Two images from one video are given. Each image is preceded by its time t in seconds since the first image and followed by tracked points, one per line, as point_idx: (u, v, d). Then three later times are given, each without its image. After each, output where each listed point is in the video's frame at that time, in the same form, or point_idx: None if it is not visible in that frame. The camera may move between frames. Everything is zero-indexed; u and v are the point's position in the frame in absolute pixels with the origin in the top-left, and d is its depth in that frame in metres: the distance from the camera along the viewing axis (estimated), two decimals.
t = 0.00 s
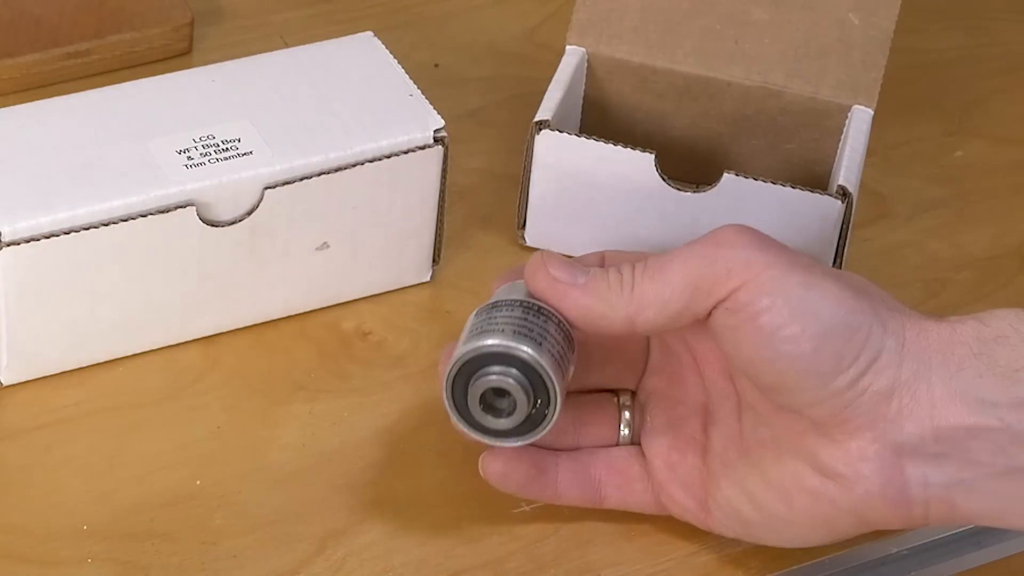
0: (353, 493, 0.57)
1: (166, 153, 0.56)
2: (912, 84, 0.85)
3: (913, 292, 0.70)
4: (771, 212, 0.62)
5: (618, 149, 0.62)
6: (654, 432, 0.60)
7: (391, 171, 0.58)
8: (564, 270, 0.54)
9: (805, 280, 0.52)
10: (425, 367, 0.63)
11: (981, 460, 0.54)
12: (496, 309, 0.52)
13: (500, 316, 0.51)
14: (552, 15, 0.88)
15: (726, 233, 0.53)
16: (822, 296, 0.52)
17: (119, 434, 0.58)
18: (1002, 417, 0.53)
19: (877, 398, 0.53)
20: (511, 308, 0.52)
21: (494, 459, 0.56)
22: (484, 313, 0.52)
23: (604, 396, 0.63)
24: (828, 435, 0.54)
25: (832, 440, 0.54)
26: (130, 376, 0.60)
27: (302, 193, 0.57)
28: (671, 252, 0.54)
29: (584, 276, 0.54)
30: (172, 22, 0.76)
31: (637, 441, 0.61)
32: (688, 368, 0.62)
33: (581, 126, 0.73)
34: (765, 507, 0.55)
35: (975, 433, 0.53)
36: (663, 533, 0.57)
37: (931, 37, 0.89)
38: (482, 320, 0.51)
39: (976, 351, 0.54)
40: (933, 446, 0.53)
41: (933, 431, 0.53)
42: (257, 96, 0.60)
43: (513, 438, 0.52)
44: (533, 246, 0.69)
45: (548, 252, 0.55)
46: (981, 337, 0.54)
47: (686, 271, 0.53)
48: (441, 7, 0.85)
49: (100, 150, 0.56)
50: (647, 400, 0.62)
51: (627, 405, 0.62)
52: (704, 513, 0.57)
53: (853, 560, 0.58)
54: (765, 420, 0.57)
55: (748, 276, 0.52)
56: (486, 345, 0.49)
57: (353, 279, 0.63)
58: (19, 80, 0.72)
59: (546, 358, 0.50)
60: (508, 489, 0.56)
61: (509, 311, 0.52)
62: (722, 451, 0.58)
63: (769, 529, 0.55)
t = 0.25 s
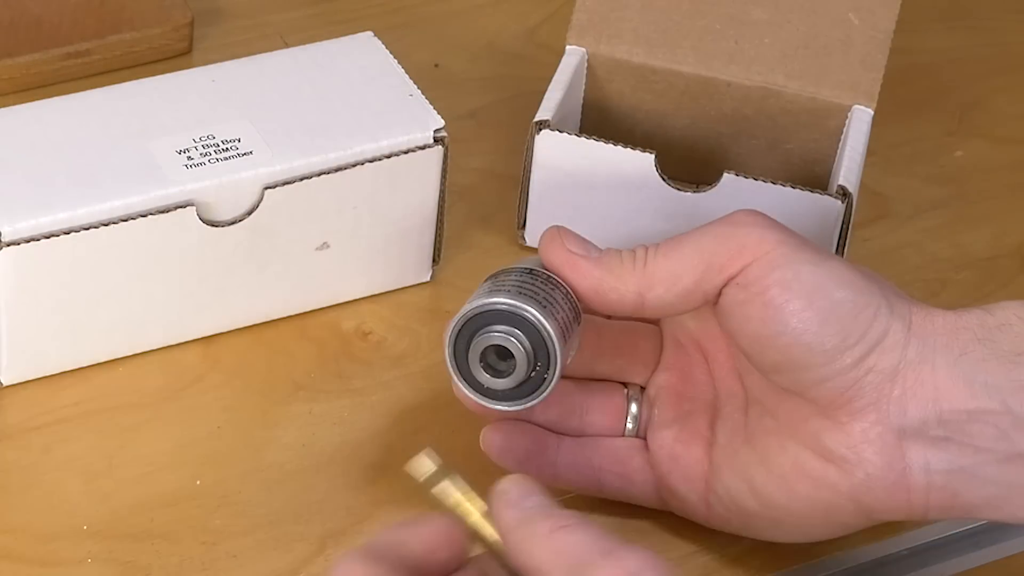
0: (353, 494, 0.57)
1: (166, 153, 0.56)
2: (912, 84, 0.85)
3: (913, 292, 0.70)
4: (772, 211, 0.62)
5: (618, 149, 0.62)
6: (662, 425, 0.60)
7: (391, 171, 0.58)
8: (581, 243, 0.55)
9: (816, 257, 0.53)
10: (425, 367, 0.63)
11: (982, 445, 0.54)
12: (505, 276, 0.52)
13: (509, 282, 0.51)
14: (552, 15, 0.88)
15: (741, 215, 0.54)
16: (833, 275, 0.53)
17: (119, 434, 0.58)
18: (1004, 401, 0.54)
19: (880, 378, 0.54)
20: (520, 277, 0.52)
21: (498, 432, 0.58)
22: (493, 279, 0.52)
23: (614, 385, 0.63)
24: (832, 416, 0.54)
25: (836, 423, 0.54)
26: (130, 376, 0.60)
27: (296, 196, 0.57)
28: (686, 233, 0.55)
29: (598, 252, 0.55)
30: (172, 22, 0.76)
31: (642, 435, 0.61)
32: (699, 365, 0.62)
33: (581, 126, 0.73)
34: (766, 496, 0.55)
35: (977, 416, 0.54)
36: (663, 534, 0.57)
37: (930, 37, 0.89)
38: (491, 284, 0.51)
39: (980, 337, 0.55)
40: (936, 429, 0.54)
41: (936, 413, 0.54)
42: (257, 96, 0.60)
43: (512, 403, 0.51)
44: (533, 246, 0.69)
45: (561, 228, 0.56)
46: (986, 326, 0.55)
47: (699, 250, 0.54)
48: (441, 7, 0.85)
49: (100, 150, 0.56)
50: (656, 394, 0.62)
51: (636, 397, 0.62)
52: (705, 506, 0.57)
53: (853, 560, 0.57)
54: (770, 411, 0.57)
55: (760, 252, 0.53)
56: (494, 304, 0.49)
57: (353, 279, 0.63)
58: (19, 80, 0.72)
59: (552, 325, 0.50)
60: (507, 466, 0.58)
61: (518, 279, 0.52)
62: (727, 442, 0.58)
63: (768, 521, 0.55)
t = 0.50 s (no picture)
0: (353, 494, 0.57)
1: (166, 153, 0.56)
2: (912, 84, 0.85)
3: (913, 292, 0.70)
4: (771, 211, 0.62)
5: (618, 149, 0.62)
6: (663, 429, 0.60)
7: (391, 171, 0.58)
8: (582, 249, 0.55)
9: (818, 262, 0.53)
10: (425, 367, 0.63)
11: (985, 450, 0.54)
12: (504, 283, 0.52)
13: (509, 288, 0.51)
14: (552, 15, 0.88)
15: (743, 220, 0.54)
16: (835, 279, 0.52)
17: (119, 434, 0.58)
18: (1007, 407, 0.53)
19: (883, 384, 0.53)
20: (520, 283, 0.52)
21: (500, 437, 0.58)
22: (493, 286, 0.52)
23: (616, 388, 0.63)
24: (834, 421, 0.54)
25: (838, 428, 0.54)
26: (130, 376, 0.60)
27: (300, 195, 0.57)
28: (686, 237, 0.55)
29: (599, 257, 0.55)
30: (172, 22, 0.76)
31: (644, 438, 0.62)
32: (701, 368, 0.62)
33: (581, 126, 0.73)
34: (767, 499, 0.55)
35: (979, 421, 0.53)
36: (663, 534, 0.57)
37: (930, 37, 0.89)
38: (492, 290, 0.51)
39: (982, 341, 0.54)
40: (938, 435, 0.53)
41: (939, 419, 0.53)
42: (257, 95, 0.60)
43: (513, 410, 0.51)
44: (533, 246, 0.69)
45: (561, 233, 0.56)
46: (988, 330, 0.55)
47: (701, 255, 0.54)
48: (441, 7, 0.85)
49: (100, 150, 0.56)
50: (658, 397, 0.62)
51: (638, 400, 0.62)
52: (706, 510, 0.57)
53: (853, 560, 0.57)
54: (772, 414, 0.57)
55: (762, 257, 0.53)
56: (494, 309, 0.49)
57: (353, 279, 0.63)
58: (19, 80, 0.72)
59: (553, 331, 0.49)
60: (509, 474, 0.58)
61: (519, 285, 0.51)
62: (729, 446, 0.58)
63: (770, 524, 0.55)
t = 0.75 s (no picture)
0: (353, 494, 0.57)
1: (166, 153, 0.56)
2: (912, 84, 0.85)
3: (913, 292, 0.70)
4: (772, 211, 0.62)
5: (618, 149, 0.62)
6: (664, 432, 0.60)
7: (391, 171, 0.58)
8: (580, 259, 0.54)
9: (817, 267, 0.53)
10: (425, 368, 0.63)
11: (987, 455, 0.53)
12: (503, 295, 0.52)
13: (507, 301, 0.51)
14: (552, 15, 0.88)
15: (741, 226, 0.54)
16: (834, 285, 0.52)
17: (119, 434, 0.58)
18: (1008, 411, 0.53)
19: (885, 390, 0.53)
20: (519, 296, 0.52)
21: (498, 444, 0.58)
22: (491, 298, 0.52)
23: (617, 393, 0.63)
24: (835, 427, 0.54)
25: (839, 434, 0.54)
26: (130, 376, 0.60)
27: (301, 194, 0.57)
28: (684, 245, 0.55)
29: (597, 266, 0.55)
30: (172, 22, 0.76)
31: (644, 441, 0.62)
32: (702, 372, 0.63)
33: (581, 126, 0.73)
34: (769, 504, 0.55)
35: (980, 425, 0.53)
36: (663, 535, 0.57)
37: (930, 37, 0.89)
38: (490, 303, 0.51)
39: (982, 345, 0.54)
40: (939, 440, 0.53)
41: (940, 424, 0.53)
42: (256, 95, 0.60)
43: (511, 423, 0.52)
44: (533, 246, 0.69)
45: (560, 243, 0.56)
46: (989, 334, 0.55)
47: (700, 261, 0.54)
48: (441, 7, 0.85)
49: (100, 151, 0.56)
50: (658, 400, 0.62)
51: (638, 405, 0.63)
52: (707, 514, 0.57)
53: (853, 560, 0.57)
54: (773, 418, 0.57)
55: (760, 264, 0.52)
56: (491, 325, 0.49)
57: (353, 279, 0.63)
58: (19, 80, 0.72)
59: (550, 346, 0.49)
60: (509, 480, 0.58)
61: (517, 297, 0.52)
62: (730, 451, 0.58)
63: (773, 530, 0.55)
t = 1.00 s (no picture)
0: (353, 493, 0.57)
1: (166, 153, 0.56)
2: (912, 84, 0.85)
3: (913, 292, 0.70)
4: (771, 211, 0.62)
5: (618, 149, 0.62)
6: (662, 434, 0.60)
7: (391, 171, 0.58)
8: (575, 263, 0.54)
9: (814, 270, 0.52)
10: (425, 368, 0.63)
11: (986, 456, 0.54)
12: (499, 301, 0.52)
13: (503, 307, 0.51)
14: (552, 15, 0.88)
15: (738, 228, 0.53)
16: (831, 288, 0.52)
17: (119, 434, 0.58)
18: (1007, 412, 0.53)
19: (883, 391, 0.53)
20: (513, 301, 0.52)
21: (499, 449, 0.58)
22: (486, 304, 0.52)
23: (616, 394, 0.63)
24: (834, 429, 0.54)
25: (838, 436, 0.54)
26: (130, 376, 0.60)
27: (300, 194, 0.57)
28: (681, 246, 0.55)
29: (593, 270, 0.55)
30: (172, 22, 0.76)
31: (644, 442, 0.62)
32: (700, 373, 0.63)
33: (581, 126, 0.73)
34: (769, 505, 0.55)
35: (980, 427, 0.53)
36: (663, 535, 0.57)
37: (930, 37, 0.89)
38: (486, 310, 0.51)
39: (981, 346, 0.54)
40: (939, 441, 0.53)
41: (939, 425, 0.53)
42: (256, 95, 0.60)
43: (506, 429, 0.52)
44: (533, 246, 0.69)
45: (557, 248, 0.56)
46: (987, 334, 0.55)
47: (697, 264, 0.53)
48: (441, 7, 0.85)
49: (100, 151, 0.56)
50: (657, 401, 0.62)
51: (636, 406, 0.63)
52: (707, 514, 0.57)
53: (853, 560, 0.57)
54: (772, 419, 0.57)
55: (758, 267, 0.52)
56: (487, 334, 0.49)
57: (353, 279, 0.63)
58: (19, 80, 0.72)
59: (546, 353, 0.50)
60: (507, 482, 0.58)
61: (512, 304, 0.52)
62: (729, 452, 0.58)
63: (773, 531, 0.55)
